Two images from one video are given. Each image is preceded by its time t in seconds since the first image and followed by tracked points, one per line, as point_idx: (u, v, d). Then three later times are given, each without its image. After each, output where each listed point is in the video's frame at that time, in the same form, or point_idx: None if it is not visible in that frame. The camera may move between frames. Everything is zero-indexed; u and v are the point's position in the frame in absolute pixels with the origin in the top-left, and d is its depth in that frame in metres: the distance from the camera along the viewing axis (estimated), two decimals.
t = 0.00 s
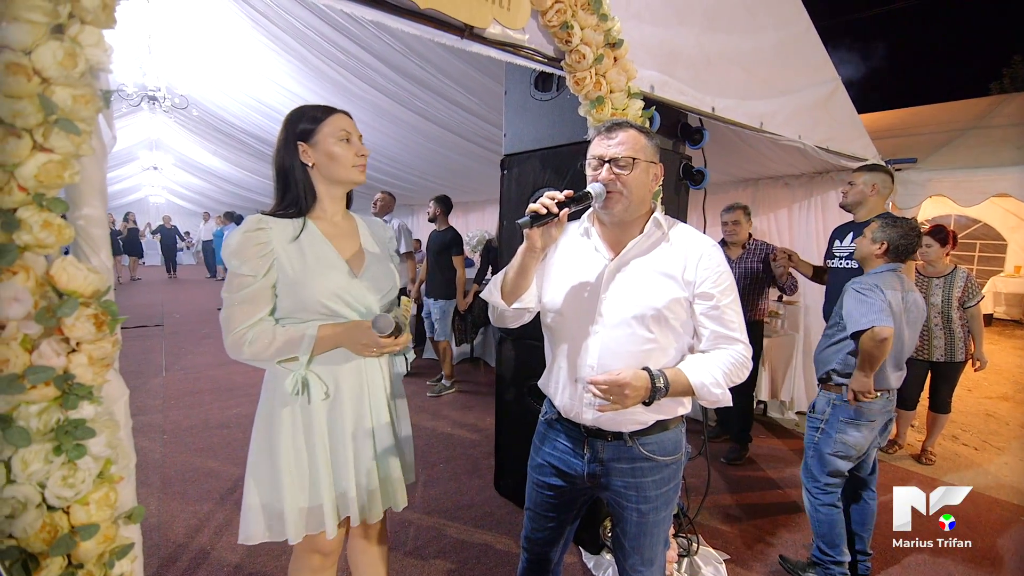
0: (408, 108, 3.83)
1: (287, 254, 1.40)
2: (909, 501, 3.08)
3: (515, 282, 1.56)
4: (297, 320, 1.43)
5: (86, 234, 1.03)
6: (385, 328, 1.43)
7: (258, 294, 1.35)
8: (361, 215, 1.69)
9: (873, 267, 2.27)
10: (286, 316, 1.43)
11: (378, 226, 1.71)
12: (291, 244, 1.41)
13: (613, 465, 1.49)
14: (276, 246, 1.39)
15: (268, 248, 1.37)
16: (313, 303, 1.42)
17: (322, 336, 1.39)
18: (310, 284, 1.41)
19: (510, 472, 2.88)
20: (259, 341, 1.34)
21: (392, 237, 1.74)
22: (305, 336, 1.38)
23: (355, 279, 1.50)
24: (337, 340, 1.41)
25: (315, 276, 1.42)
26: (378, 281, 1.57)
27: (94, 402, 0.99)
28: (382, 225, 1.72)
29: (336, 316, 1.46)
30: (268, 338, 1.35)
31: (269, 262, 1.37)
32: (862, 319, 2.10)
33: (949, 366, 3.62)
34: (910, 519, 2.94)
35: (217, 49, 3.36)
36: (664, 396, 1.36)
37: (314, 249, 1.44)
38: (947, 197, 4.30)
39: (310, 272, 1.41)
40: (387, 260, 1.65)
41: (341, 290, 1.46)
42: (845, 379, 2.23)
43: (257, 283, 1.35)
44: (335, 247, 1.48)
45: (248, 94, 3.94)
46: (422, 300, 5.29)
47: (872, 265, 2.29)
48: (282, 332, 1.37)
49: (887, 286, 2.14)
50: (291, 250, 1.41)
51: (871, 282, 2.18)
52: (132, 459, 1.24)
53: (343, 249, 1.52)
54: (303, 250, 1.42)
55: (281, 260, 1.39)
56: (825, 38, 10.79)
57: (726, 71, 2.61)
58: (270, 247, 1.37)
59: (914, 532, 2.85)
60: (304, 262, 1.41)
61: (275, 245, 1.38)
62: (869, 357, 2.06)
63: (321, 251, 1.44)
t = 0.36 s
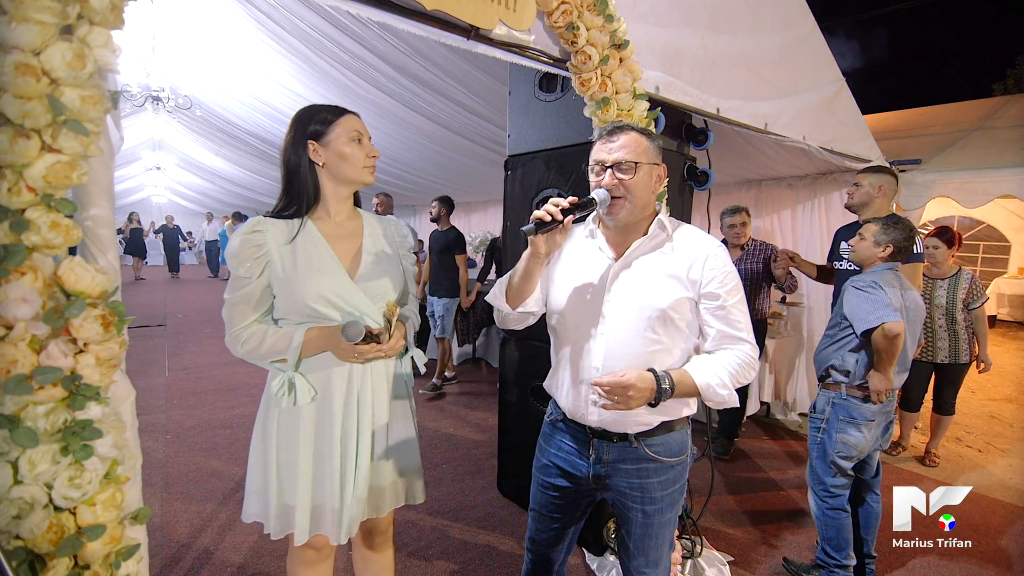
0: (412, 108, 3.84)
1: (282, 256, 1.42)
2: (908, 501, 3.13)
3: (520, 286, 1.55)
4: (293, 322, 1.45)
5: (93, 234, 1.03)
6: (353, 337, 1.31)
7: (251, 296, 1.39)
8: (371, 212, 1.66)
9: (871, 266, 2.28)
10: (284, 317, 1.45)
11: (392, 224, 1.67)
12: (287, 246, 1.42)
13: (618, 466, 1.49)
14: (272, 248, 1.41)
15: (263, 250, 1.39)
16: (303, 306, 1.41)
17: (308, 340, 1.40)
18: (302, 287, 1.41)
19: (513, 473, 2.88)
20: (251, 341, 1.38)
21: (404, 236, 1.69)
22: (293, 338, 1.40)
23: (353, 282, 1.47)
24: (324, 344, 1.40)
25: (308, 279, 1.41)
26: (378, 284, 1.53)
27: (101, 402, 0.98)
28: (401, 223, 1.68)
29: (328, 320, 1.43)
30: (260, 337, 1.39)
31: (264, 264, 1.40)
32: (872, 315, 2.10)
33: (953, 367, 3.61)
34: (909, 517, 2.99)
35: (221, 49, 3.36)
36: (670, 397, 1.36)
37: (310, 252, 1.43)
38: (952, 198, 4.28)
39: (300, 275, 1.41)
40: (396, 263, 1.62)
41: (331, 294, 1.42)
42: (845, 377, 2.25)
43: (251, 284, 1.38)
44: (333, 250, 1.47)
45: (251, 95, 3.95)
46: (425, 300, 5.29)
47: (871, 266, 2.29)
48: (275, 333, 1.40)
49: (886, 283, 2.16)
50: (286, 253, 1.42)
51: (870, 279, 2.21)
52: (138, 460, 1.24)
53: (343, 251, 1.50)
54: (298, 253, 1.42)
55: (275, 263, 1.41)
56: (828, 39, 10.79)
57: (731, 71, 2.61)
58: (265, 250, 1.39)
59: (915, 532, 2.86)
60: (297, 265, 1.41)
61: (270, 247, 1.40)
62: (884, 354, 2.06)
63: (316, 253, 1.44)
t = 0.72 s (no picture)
0: (410, 109, 3.83)
1: (270, 258, 1.41)
2: (908, 500, 3.03)
3: (517, 287, 1.55)
4: (281, 323, 1.44)
5: (89, 236, 1.02)
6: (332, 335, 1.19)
7: (238, 298, 1.39)
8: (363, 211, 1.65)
9: (866, 268, 2.31)
10: (273, 319, 1.45)
11: (386, 224, 1.65)
12: (275, 248, 1.42)
13: (616, 467, 1.49)
14: (259, 250, 1.40)
15: (250, 252, 1.39)
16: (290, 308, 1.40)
17: (292, 344, 1.37)
18: (290, 289, 1.40)
19: (511, 474, 2.87)
20: (237, 342, 1.39)
21: (399, 237, 1.68)
22: (277, 342, 1.38)
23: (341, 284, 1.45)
24: (306, 348, 1.37)
25: (295, 281, 1.40)
26: (368, 284, 1.52)
27: (97, 405, 0.98)
28: (394, 223, 1.67)
29: (315, 323, 1.42)
30: (245, 339, 1.39)
31: (251, 266, 1.40)
32: (879, 317, 2.09)
33: (948, 367, 3.63)
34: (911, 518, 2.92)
35: (217, 49, 3.34)
36: (666, 398, 1.36)
37: (298, 254, 1.42)
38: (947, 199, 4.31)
39: (286, 277, 1.40)
40: (388, 262, 1.61)
41: (320, 297, 1.41)
42: (845, 377, 2.25)
43: (239, 286, 1.39)
44: (322, 252, 1.46)
45: (248, 96, 3.94)
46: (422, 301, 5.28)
47: (865, 268, 2.32)
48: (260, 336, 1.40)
49: (888, 285, 2.17)
50: (273, 255, 1.42)
51: (870, 281, 2.22)
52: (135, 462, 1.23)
53: (331, 254, 1.48)
54: (285, 254, 1.42)
55: (263, 265, 1.41)
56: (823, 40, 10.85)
57: (728, 73, 2.62)
58: (253, 252, 1.39)
59: (915, 532, 2.85)
60: (284, 267, 1.41)
61: (258, 249, 1.40)
62: (889, 355, 2.05)
63: (303, 255, 1.42)
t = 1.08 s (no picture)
0: (407, 107, 3.82)
1: (253, 260, 1.41)
2: (908, 501, 3.06)
3: (517, 285, 1.55)
4: (268, 327, 1.43)
5: (84, 234, 1.01)
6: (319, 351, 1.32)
7: (222, 301, 1.39)
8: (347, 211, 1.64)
9: (853, 266, 2.33)
10: (257, 323, 1.44)
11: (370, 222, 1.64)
12: (258, 250, 1.42)
13: (613, 466, 1.49)
14: (243, 253, 1.40)
15: (233, 255, 1.38)
16: (275, 310, 1.40)
17: (276, 347, 1.37)
18: (274, 290, 1.39)
19: (508, 472, 2.88)
20: (220, 348, 1.37)
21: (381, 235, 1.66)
22: (261, 347, 1.37)
23: (328, 284, 1.45)
24: (291, 353, 1.36)
25: (280, 282, 1.40)
26: (357, 283, 1.51)
27: (91, 404, 0.97)
28: (380, 223, 1.66)
29: (302, 324, 1.41)
30: (229, 344, 1.38)
31: (235, 269, 1.39)
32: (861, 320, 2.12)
33: (944, 366, 3.64)
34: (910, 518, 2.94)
35: (213, 47, 3.33)
36: (664, 397, 1.36)
37: (283, 256, 1.42)
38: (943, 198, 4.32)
39: (271, 278, 1.40)
40: (376, 263, 1.59)
41: (307, 298, 1.41)
42: (834, 378, 2.27)
43: (222, 290, 1.38)
44: (307, 253, 1.45)
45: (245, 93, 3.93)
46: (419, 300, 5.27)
47: (853, 265, 2.33)
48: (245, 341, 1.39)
49: (872, 284, 2.19)
50: (257, 256, 1.41)
51: (855, 281, 2.24)
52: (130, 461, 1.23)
53: (315, 254, 1.48)
54: (270, 256, 1.42)
55: (246, 266, 1.40)
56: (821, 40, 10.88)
57: (726, 72, 2.62)
58: (236, 254, 1.39)
59: (915, 532, 2.85)
60: (269, 269, 1.40)
61: (241, 251, 1.40)
62: (873, 358, 2.08)
63: (288, 256, 1.43)
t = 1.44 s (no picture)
0: (405, 103, 3.80)
1: (236, 260, 1.39)
2: (908, 501, 3.01)
3: (518, 279, 1.54)
4: (251, 328, 1.41)
5: (77, 229, 1.01)
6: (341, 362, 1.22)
7: (204, 302, 1.35)
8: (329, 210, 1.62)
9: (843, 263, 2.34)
10: (239, 325, 1.42)
11: (353, 222, 1.64)
12: (241, 249, 1.40)
13: (613, 463, 1.49)
14: (225, 252, 1.38)
15: (215, 255, 1.36)
16: (259, 310, 1.38)
17: (254, 353, 1.36)
18: (258, 290, 1.37)
19: (506, 469, 2.88)
20: (199, 350, 1.34)
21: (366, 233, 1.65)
22: (240, 351, 1.36)
23: (312, 282, 1.44)
24: (270, 357, 1.36)
25: (265, 282, 1.38)
26: (343, 281, 1.51)
27: (86, 400, 0.96)
28: (363, 223, 1.67)
29: (288, 324, 1.41)
30: (208, 346, 1.35)
31: (217, 269, 1.37)
32: (848, 313, 2.14)
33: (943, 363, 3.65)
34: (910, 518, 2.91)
35: (210, 42, 3.30)
36: (665, 393, 1.36)
37: (265, 254, 1.40)
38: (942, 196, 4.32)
39: (254, 277, 1.38)
40: (362, 261, 1.59)
41: (292, 297, 1.40)
42: (830, 376, 2.26)
43: (202, 291, 1.35)
44: (291, 251, 1.44)
45: (242, 89, 3.90)
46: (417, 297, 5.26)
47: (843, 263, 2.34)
48: (227, 345, 1.37)
49: (858, 279, 2.20)
50: (240, 255, 1.39)
51: (840, 277, 2.25)
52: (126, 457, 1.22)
53: (300, 252, 1.46)
54: (252, 254, 1.39)
55: (229, 266, 1.38)
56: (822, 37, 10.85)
57: (726, 68, 2.61)
58: (218, 254, 1.37)
59: (914, 532, 2.82)
60: (252, 269, 1.38)
61: (223, 250, 1.37)
62: (863, 352, 2.09)
63: (273, 255, 1.41)
